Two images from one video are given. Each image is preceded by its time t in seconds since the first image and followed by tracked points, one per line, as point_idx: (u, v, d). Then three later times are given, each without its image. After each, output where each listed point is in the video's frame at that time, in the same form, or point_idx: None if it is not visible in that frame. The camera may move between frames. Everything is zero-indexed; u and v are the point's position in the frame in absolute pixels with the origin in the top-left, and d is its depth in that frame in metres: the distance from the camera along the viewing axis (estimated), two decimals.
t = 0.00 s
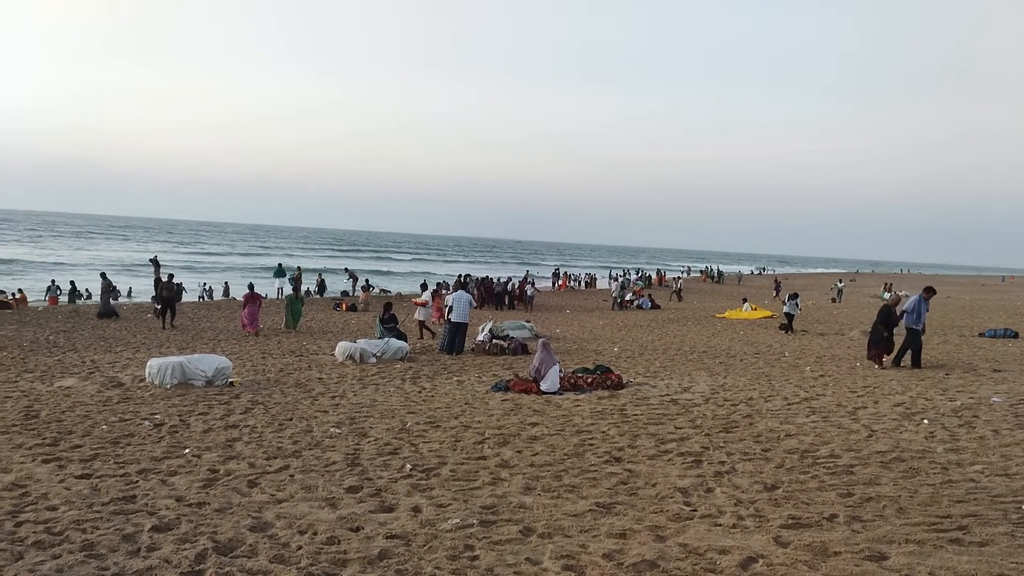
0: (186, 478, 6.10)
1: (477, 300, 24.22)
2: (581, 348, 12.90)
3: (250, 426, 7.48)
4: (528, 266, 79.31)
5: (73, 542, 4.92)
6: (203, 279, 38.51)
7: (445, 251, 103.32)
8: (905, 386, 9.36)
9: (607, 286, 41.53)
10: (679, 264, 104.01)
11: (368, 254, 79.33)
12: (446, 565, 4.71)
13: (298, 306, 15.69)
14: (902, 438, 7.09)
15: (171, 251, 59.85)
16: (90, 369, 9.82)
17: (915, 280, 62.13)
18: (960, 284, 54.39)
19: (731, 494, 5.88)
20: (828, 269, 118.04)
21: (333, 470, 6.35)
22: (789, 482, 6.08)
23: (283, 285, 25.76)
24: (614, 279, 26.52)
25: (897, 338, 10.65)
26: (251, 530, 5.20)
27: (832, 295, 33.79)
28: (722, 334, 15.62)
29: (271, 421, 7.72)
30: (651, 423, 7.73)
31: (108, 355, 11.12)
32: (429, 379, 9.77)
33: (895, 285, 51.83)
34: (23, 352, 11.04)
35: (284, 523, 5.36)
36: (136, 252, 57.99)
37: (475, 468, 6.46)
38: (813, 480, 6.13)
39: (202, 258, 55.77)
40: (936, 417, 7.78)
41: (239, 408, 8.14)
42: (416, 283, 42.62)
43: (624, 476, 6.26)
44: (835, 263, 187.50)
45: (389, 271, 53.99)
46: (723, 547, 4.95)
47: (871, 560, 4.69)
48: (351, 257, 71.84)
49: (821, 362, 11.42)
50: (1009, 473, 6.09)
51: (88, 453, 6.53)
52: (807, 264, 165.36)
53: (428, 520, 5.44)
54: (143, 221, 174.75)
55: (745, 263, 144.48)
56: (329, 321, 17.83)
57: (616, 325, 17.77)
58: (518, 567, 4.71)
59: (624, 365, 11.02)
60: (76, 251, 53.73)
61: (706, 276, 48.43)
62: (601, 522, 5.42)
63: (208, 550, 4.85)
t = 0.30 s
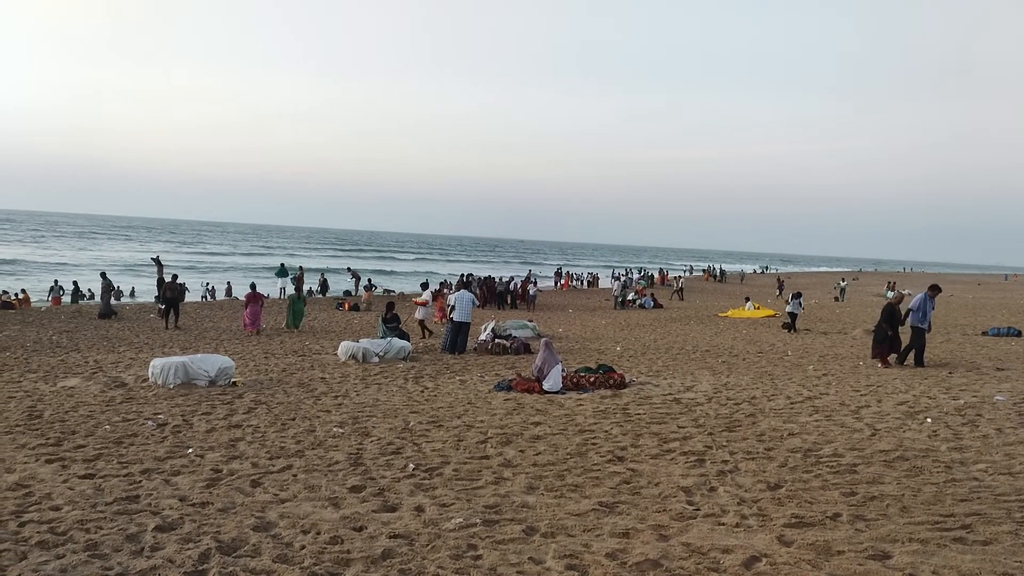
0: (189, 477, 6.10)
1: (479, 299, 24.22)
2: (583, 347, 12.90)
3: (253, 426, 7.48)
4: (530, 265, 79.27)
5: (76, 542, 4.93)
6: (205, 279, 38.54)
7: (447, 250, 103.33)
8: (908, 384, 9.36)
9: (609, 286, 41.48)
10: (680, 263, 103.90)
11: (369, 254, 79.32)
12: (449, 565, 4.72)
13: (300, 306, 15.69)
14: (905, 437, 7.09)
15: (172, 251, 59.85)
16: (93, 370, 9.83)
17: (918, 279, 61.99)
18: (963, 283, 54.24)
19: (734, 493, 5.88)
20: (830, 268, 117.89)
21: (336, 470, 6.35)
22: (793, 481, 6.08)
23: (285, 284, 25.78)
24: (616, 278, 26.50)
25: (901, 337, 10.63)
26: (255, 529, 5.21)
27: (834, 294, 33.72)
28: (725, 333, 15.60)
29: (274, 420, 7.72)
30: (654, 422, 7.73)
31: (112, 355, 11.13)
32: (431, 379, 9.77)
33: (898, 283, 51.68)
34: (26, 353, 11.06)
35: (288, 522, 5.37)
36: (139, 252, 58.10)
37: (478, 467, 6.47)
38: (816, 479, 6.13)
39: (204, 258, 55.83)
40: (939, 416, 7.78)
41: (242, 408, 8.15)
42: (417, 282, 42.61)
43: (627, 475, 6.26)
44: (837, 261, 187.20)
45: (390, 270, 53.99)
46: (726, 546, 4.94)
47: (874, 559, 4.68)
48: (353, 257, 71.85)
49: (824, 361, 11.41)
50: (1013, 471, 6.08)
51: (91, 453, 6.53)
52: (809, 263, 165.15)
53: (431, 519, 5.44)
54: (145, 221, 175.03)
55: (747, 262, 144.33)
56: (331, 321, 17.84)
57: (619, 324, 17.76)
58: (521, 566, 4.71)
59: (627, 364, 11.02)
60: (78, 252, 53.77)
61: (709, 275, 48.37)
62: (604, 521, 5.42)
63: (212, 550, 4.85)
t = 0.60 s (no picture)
0: (190, 477, 6.10)
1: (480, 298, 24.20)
2: (585, 347, 12.89)
3: (254, 425, 7.48)
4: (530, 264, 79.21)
5: (78, 540, 4.93)
6: (207, 279, 38.52)
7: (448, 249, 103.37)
8: (910, 384, 9.34)
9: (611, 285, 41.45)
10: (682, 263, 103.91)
11: (370, 253, 79.30)
12: (450, 564, 4.72)
13: (301, 305, 15.68)
14: (907, 436, 7.08)
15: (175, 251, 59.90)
16: (94, 369, 9.83)
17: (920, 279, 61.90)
18: (965, 282, 54.18)
19: (735, 493, 5.88)
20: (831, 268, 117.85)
21: (337, 469, 6.35)
22: (794, 481, 6.08)
23: (287, 284, 25.76)
24: (617, 278, 26.47)
25: (904, 337, 10.59)
26: (256, 529, 5.21)
27: (836, 294, 33.65)
28: (726, 333, 15.58)
29: (275, 420, 7.72)
30: (655, 421, 7.72)
31: (113, 354, 11.13)
32: (432, 378, 9.76)
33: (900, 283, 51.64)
34: (28, 352, 11.05)
35: (289, 521, 5.37)
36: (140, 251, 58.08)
37: (479, 467, 6.47)
38: (818, 479, 6.12)
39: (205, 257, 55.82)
40: (941, 416, 7.77)
41: (244, 408, 8.14)
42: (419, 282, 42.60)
43: (628, 475, 6.26)
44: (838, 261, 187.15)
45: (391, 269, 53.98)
46: (728, 545, 4.94)
47: (876, 559, 4.68)
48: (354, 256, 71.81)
49: (826, 361, 11.39)
50: (1014, 471, 6.08)
51: (92, 452, 6.52)
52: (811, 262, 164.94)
53: (432, 519, 5.44)
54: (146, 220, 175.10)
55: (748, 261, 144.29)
56: (332, 320, 17.83)
57: (620, 324, 17.75)
58: (522, 566, 4.71)
59: (627, 363, 11.02)
60: (80, 251, 53.77)
61: (711, 275, 48.36)
62: (605, 521, 5.41)
63: (213, 549, 4.85)
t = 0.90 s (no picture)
0: (193, 476, 6.10)
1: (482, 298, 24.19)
2: (587, 347, 12.88)
3: (256, 425, 7.48)
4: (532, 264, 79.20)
5: (81, 539, 4.94)
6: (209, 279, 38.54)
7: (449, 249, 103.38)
8: (913, 384, 9.32)
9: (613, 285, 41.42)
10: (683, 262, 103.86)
11: (372, 252, 79.29)
12: (453, 564, 4.72)
13: (303, 305, 15.67)
14: (909, 436, 7.07)
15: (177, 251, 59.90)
16: (97, 368, 9.83)
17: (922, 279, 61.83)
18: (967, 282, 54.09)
19: (738, 493, 5.87)
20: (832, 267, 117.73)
21: (339, 468, 6.36)
22: (797, 481, 6.07)
23: (289, 283, 25.76)
24: (619, 278, 26.45)
25: (908, 337, 10.62)
26: (259, 528, 5.21)
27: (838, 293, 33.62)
28: (728, 332, 15.55)
29: (278, 419, 7.72)
30: (657, 421, 7.71)
31: (115, 354, 11.13)
32: (434, 378, 9.76)
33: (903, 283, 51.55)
34: (30, 351, 11.06)
35: (292, 520, 5.37)
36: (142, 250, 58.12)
37: (481, 466, 6.47)
38: (820, 478, 6.12)
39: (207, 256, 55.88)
40: (944, 415, 7.76)
41: (246, 407, 8.15)
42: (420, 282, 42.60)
43: (631, 475, 6.26)
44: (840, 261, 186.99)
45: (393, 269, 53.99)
46: (730, 545, 4.94)
47: (878, 559, 4.68)
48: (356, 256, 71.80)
49: (828, 360, 11.38)
50: (1017, 471, 6.07)
51: (95, 451, 6.53)
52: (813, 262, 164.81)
53: (434, 518, 5.44)
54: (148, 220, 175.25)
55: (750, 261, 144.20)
56: (334, 320, 17.83)
57: (622, 323, 17.74)
58: (525, 565, 4.71)
59: (630, 363, 11.01)
60: (82, 251, 53.79)
61: (713, 274, 48.30)
62: (607, 520, 5.41)
63: (216, 548, 4.85)
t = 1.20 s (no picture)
0: (196, 476, 6.11)
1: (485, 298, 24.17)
2: (589, 347, 12.87)
3: (260, 425, 7.49)
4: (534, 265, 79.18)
5: (84, 539, 4.95)
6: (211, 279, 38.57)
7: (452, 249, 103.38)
8: (916, 384, 9.32)
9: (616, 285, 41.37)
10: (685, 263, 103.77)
11: (375, 252, 79.39)
12: (456, 563, 4.72)
13: (306, 304, 15.68)
14: (913, 437, 7.06)
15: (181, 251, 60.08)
16: (100, 368, 9.85)
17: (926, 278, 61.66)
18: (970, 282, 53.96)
19: (741, 493, 5.87)
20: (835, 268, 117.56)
21: (342, 468, 6.36)
22: (800, 481, 6.07)
23: (291, 284, 25.79)
24: (622, 278, 26.42)
25: (913, 338, 10.55)
26: (262, 528, 5.22)
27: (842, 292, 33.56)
28: (730, 332, 15.54)
29: (281, 419, 7.73)
30: (660, 421, 7.70)
31: (118, 353, 11.14)
32: (437, 378, 9.76)
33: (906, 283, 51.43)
34: (34, 351, 11.08)
35: (295, 520, 5.38)
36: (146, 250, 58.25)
37: (485, 466, 6.47)
38: (823, 479, 6.11)
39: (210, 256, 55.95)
40: (947, 416, 7.74)
41: (249, 407, 8.15)
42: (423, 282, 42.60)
43: (633, 475, 6.26)
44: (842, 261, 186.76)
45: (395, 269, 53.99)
46: (733, 545, 4.94)
47: (882, 559, 4.67)
48: (362, 256, 71.83)
49: (832, 360, 11.35)
50: (1021, 472, 6.06)
51: (99, 451, 6.54)
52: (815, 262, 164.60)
53: (437, 518, 5.45)
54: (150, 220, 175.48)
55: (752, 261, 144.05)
56: (337, 319, 17.84)
57: (625, 324, 17.72)
58: (528, 565, 4.71)
59: (632, 363, 11.00)
60: (87, 251, 53.80)
61: (716, 275, 48.20)
62: (611, 520, 5.41)
63: (219, 548, 4.86)
